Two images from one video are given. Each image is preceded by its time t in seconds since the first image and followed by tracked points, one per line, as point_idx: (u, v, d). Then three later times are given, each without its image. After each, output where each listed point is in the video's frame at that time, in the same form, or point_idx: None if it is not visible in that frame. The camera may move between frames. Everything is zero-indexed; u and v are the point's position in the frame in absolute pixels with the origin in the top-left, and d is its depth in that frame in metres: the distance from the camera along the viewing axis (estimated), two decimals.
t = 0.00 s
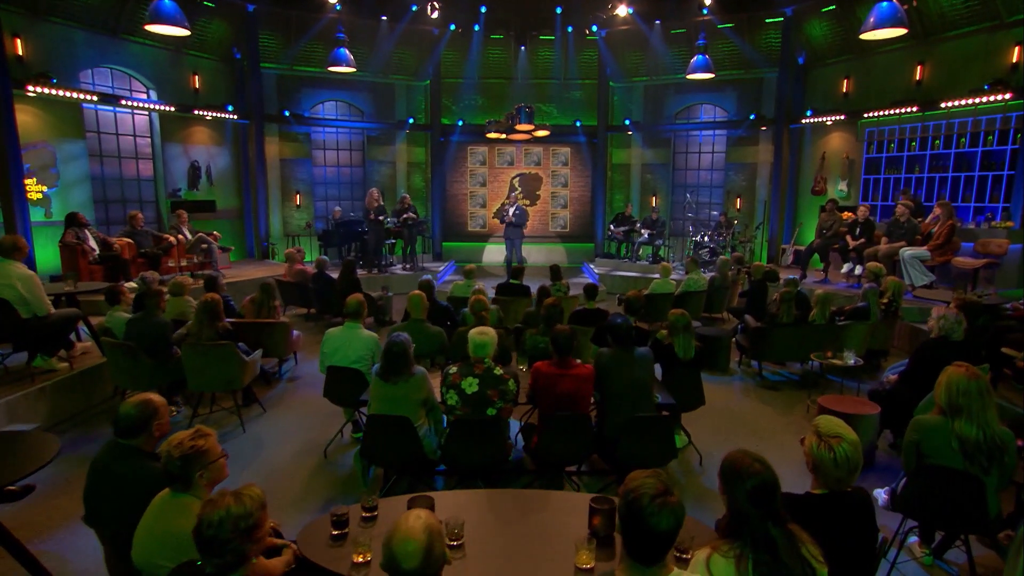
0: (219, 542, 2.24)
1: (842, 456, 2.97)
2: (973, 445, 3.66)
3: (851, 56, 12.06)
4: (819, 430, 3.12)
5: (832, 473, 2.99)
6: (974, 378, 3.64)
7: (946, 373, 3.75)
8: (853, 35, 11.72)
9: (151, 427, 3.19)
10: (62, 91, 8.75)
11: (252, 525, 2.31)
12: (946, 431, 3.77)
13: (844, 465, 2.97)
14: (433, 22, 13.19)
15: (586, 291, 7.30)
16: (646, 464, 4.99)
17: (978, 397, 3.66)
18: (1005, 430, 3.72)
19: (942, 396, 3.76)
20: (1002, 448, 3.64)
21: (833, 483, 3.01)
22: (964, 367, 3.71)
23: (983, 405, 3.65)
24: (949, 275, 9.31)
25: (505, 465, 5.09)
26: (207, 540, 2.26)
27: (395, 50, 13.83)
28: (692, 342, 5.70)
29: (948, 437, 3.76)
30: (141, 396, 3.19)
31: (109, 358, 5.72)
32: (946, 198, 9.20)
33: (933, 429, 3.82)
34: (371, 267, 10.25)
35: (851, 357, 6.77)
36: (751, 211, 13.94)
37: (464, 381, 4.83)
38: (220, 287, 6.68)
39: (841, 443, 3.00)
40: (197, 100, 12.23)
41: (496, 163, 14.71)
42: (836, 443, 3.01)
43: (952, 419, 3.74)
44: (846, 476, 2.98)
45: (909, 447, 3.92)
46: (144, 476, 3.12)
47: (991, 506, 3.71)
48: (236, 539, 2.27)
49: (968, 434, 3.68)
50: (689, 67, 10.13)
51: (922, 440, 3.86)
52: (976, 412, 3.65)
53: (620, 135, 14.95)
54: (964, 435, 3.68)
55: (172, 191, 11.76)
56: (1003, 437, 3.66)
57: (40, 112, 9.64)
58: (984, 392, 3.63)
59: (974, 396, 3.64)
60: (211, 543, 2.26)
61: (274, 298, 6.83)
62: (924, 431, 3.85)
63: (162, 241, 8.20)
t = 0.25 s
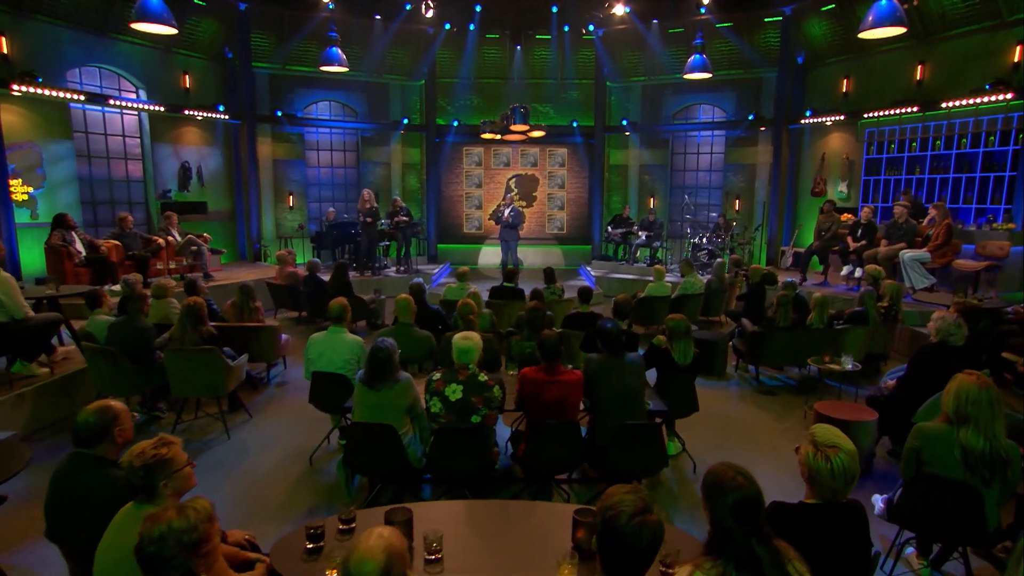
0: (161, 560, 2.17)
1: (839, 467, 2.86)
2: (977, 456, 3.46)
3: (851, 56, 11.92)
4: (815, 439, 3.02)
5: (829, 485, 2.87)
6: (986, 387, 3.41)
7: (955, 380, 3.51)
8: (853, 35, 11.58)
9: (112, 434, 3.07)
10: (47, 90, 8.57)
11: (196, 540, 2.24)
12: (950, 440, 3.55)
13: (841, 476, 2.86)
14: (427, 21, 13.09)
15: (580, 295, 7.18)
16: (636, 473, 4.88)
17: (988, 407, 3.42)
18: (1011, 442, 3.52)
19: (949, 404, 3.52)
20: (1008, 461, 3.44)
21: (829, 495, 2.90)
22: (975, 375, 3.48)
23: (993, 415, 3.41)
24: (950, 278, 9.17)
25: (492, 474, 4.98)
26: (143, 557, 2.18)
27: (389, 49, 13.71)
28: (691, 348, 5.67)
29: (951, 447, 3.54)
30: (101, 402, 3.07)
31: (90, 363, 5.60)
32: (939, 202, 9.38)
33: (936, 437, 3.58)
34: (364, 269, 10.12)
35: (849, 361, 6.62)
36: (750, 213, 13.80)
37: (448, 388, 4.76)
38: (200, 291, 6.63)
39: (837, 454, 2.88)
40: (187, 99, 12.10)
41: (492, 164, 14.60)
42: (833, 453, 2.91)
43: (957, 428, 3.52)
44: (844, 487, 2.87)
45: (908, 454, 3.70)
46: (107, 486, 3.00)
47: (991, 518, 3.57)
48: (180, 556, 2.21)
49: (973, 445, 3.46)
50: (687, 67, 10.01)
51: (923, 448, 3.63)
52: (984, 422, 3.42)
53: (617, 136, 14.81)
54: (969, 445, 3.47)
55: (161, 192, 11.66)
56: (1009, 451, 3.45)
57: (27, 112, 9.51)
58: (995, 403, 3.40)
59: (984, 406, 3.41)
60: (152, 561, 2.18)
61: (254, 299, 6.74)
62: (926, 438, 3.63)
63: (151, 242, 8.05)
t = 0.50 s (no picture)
0: None
1: (839, 475, 2.71)
2: (983, 466, 3.35)
3: (851, 55, 11.78)
4: (815, 446, 2.87)
5: (827, 494, 2.73)
6: (999, 397, 3.28)
7: (968, 386, 3.36)
8: (853, 33, 11.44)
9: (73, 440, 2.95)
10: (35, 90, 8.49)
11: (143, 554, 2.15)
12: (954, 449, 3.42)
13: (840, 485, 2.71)
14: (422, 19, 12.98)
15: (574, 298, 7.06)
16: (626, 480, 4.78)
17: (999, 417, 3.29)
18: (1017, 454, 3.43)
19: (958, 410, 3.38)
20: (1012, 474, 3.34)
21: (827, 503, 2.75)
22: (989, 384, 3.34)
23: (1003, 425, 3.28)
24: (951, 280, 9.04)
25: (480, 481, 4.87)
26: None
27: (383, 48, 13.62)
28: (688, 352, 5.56)
29: (955, 455, 3.42)
30: (55, 410, 2.95)
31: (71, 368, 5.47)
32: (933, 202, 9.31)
33: (940, 445, 3.45)
34: (357, 271, 10.01)
35: (846, 365, 6.47)
36: (749, 214, 13.66)
37: (434, 395, 4.65)
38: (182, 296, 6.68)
39: (836, 462, 2.73)
40: (179, 98, 11.99)
41: (488, 165, 14.48)
42: (833, 461, 2.75)
43: (965, 435, 3.39)
44: (843, 496, 2.72)
45: (907, 461, 3.57)
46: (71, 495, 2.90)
47: (989, 530, 3.45)
48: (126, 572, 2.12)
49: (981, 456, 3.34)
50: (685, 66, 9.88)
51: (924, 456, 3.50)
52: (994, 431, 3.29)
53: (614, 136, 14.68)
54: (977, 453, 3.35)
55: (151, 193, 11.55)
56: (1015, 462, 3.34)
57: (13, 112, 9.40)
58: (1006, 413, 3.27)
59: (995, 415, 3.27)
60: None
61: (234, 301, 6.68)
62: (927, 446, 3.50)
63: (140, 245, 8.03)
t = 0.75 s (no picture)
0: None
1: (835, 486, 2.59)
2: (981, 475, 3.18)
3: (850, 53, 11.65)
4: (810, 456, 2.75)
5: (822, 505, 2.60)
6: (1000, 404, 3.13)
7: (969, 392, 3.22)
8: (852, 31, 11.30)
9: (29, 449, 2.93)
10: (21, 88, 8.38)
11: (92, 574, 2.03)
12: (950, 457, 3.29)
13: (837, 496, 2.59)
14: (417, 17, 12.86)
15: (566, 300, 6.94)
16: (615, 488, 4.66)
17: (998, 425, 3.13)
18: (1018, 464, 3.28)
19: (957, 416, 3.24)
20: (1012, 484, 3.16)
21: (821, 514, 2.63)
22: (990, 392, 3.18)
23: (1003, 434, 3.13)
24: (952, 281, 8.89)
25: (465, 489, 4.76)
26: None
27: (377, 47, 13.52)
28: (679, 356, 5.39)
29: (952, 464, 3.29)
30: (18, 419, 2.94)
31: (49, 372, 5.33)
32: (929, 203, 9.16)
33: (936, 452, 3.32)
34: (350, 273, 9.90)
35: (844, 370, 6.29)
36: (748, 214, 13.52)
37: (418, 401, 4.51)
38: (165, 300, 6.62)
39: (836, 472, 2.62)
40: (167, 97, 11.85)
41: (484, 165, 14.36)
42: (829, 471, 2.64)
43: (962, 443, 3.24)
44: (839, 508, 2.59)
45: (902, 469, 3.43)
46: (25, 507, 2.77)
47: (986, 542, 3.31)
48: None
49: (980, 465, 3.19)
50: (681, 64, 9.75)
51: (920, 463, 3.37)
52: (994, 439, 3.14)
53: (612, 136, 14.55)
54: (976, 461, 3.19)
55: (140, 193, 11.45)
56: (1016, 473, 3.17)
57: None
58: (1007, 421, 3.12)
59: (995, 423, 3.12)
60: None
61: (218, 303, 6.58)
62: (923, 453, 3.37)
63: (128, 245, 7.94)
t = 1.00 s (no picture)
0: None
1: (825, 497, 2.48)
2: (970, 481, 3.11)
3: (851, 51, 11.51)
4: (800, 465, 2.64)
5: (813, 517, 2.48)
6: (987, 408, 3.05)
7: (955, 397, 3.14)
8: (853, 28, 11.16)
9: None
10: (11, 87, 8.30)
11: None
12: (941, 464, 3.21)
13: (827, 507, 2.47)
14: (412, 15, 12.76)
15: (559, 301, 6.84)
16: (605, 496, 4.55)
17: (985, 430, 3.06)
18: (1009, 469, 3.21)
19: (944, 422, 3.16)
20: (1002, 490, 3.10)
21: (811, 527, 2.50)
22: (976, 395, 3.11)
23: (992, 439, 3.06)
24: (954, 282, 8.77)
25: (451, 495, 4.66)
26: None
27: (371, 44, 13.44)
28: (669, 358, 5.30)
29: (942, 471, 3.20)
30: None
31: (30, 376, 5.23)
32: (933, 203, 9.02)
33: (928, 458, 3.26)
34: (344, 274, 9.81)
35: (841, 373, 6.14)
36: (747, 215, 13.40)
37: (402, 406, 4.41)
38: (157, 299, 6.45)
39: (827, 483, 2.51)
40: (159, 96, 11.72)
41: (480, 164, 14.26)
42: (820, 482, 2.53)
43: (951, 449, 3.18)
44: (829, 520, 2.48)
45: (894, 478, 3.36)
46: None
47: (982, 551, 3.22)
48: None
49: (971, 471, 3.11)
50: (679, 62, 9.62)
51: (911, 470, 3.30)
52: (982, 444, 3.08)
53: (610, 135, 14.43)
54: (965, 468, 3.12)
55: (131, 193, 11.30)
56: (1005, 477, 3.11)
57: None
58: (994, 426, 3.04)
59: (982, 428, 3.04)
60: None
61: (210, 305, 6.47)
62: (913, 461, 3.30)
63: (116, 246, 7.92)
